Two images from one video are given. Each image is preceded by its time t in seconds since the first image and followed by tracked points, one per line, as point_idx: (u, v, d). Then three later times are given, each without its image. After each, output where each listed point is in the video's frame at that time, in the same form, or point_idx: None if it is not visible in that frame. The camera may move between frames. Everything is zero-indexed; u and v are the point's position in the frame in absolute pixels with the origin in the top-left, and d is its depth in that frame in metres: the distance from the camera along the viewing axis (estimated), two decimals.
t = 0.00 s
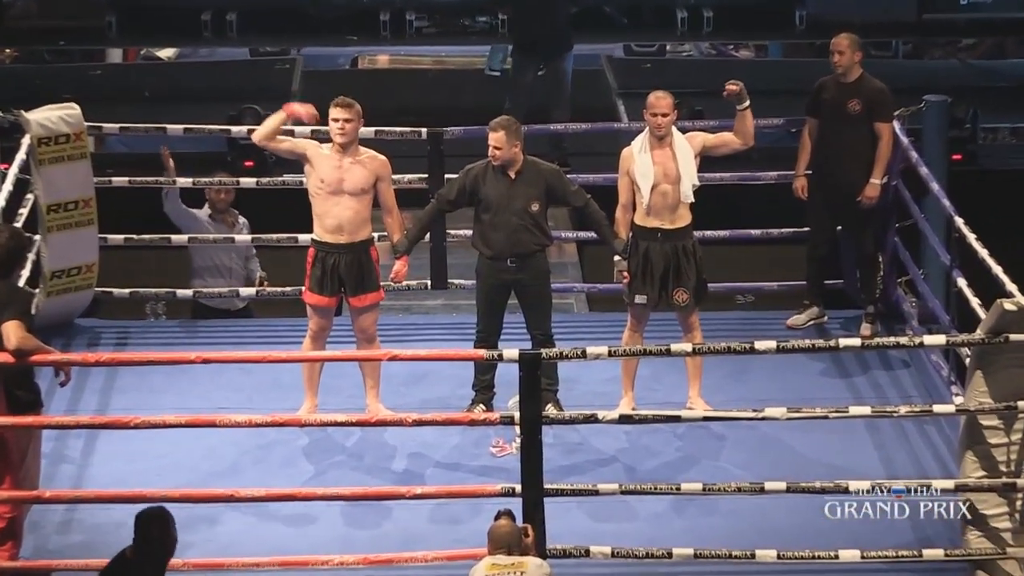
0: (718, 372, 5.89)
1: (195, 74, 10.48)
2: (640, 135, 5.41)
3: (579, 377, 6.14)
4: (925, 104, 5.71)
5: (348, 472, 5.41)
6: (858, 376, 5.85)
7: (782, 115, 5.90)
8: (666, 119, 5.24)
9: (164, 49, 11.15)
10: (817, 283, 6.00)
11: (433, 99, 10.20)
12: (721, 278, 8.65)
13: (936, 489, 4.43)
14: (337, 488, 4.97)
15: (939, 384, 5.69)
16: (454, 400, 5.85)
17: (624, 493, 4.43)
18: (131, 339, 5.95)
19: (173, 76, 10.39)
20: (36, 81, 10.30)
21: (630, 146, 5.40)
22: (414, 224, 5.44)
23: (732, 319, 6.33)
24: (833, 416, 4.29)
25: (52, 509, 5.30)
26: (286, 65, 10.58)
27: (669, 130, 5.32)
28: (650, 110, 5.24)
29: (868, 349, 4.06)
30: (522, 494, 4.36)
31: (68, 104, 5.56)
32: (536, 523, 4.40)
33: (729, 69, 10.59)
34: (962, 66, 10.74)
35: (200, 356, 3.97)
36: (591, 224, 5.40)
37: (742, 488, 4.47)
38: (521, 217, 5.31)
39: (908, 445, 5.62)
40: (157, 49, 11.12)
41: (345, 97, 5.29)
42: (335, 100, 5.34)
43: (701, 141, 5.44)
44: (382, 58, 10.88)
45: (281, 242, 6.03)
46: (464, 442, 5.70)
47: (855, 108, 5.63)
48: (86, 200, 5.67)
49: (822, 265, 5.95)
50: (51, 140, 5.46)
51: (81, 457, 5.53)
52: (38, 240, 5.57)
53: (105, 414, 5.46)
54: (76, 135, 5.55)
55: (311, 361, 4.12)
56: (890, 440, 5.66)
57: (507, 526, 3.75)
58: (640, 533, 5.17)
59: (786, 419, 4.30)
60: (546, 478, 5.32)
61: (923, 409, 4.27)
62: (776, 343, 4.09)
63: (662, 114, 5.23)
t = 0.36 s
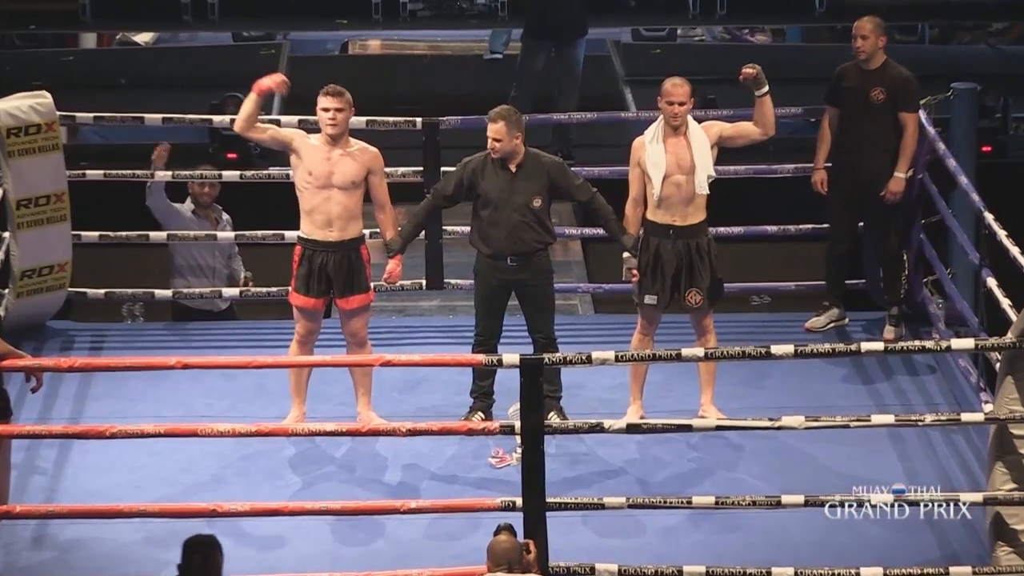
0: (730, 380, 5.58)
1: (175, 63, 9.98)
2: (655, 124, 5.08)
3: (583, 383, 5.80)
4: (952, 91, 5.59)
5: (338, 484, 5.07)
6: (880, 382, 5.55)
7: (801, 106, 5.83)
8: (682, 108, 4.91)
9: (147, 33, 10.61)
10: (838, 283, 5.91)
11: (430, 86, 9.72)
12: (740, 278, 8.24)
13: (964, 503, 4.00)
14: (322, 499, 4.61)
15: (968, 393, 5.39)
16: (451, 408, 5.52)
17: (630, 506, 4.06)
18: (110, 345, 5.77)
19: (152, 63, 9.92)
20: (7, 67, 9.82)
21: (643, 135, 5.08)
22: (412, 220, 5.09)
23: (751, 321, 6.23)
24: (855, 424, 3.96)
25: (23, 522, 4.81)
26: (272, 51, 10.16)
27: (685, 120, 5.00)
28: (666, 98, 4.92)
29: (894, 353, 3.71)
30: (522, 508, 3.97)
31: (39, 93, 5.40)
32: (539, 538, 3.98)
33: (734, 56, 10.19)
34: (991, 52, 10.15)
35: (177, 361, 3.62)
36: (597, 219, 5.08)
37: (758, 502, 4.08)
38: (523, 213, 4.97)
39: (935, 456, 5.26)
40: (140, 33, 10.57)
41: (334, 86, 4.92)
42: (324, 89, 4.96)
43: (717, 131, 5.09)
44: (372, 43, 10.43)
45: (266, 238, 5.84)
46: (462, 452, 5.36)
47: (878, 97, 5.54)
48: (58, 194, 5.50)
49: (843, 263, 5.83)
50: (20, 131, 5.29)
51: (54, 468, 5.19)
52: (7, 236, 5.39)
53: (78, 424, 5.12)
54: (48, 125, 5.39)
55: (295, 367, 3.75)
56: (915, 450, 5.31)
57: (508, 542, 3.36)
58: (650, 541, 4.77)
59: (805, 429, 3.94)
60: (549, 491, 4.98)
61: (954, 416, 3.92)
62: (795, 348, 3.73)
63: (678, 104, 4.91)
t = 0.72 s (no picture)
0: (731, 381, 5.58)
1: (174, 62, 9.97)
2: (663, 122, 5.08)
3: (583, 383, 5.81)
4: (952, 91, 5.60)
5: (338, 485, 5.07)
6: (881, 382, 5.55)
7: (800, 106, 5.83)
8: (689, 108, 4.91)
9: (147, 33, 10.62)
10: (837, 284, 5.91)
11: (431, 86, 9.72)
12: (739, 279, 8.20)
13: (964, 502, 4.00)
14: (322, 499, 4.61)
15: (969, 393, 5.39)
16: (452, 409, 5.52)
17: (630, 506, 4.06)
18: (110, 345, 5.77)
19: (152, 63, 9.91)
20: (6, 67, 9.81)
21: (651, 134, 5.08)
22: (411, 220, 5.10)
23: (753, 321, 6.23)
24: (855, 423, 3.97)
25: (22, 522, 4.81)
26: (272, 51, 10.18)
27: (692, 120, 5.00)
28: (673, 97, 4.92)
29: (893, 353, 3.71)
30: (523, 508, 3.97)
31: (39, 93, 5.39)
32: (539, 538, 3.98)
33: (734, 57, 10.20)
34: (991, 52, 10.16)
35: (178, 360, 3.61)
36: (597, 219, 5.08)
37: (758, 502, 4.08)
38: (522, 213, 4.96)
39: (935, 456, 5.26)
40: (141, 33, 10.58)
41: (333, 90, 4.88)
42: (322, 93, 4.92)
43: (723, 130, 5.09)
44: (370, 42, 10.41)
45: (265, 239, 5.85)
46: (462, 452, 5.36)
47: (878, 97, 5.55)
48: (58, 194, 5.51)
49: (842, 263, 5.83)
50: (19, 131, 5.29)
51: (54, 467, 5.19)
52: (7, 237, 5.39)
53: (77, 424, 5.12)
54: (48, 126, 5.38)
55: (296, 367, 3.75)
56: (916, 450, 5.31)
57: (508, 542, 3.36)
58: (650, 541, 4.77)
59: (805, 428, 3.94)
60: (549, 490, 4.98)
61: (953, 416, 3.91)
62: (795, 347, 3.73)
63: (685, 103, 4.91)
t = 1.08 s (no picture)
0: (730, 381, 5.58)
1: (172, 61, 9.95)
2: (675, 123, 5.07)
3: (583, 383, 5.81)
4: (952, 91, 5.59)
5: (338, 484, 5.07)
6: (882, 382, 5.55)
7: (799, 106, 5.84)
8: (703, 111, 4.90)
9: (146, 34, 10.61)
10: (837, 284, 5.92)
11: (430, 86, 9.72)
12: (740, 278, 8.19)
13: (964, 502, 4.00)
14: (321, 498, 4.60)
15: (969, 392, 5.39)
16: (452, 409, 5.52)
17: (629, 506, 4.06)
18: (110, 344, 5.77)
19: (150, 62, 9.90)
20: (5, 66, 9.80)
21: (664, 134, 5.07)
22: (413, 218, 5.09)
23: (755, 321, 6.23)
24: (855, 422, 3.97)
25: (22, 522, 4.81)
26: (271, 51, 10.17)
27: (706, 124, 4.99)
28: (688, 100, 4.91)
29: (893, 352, 3.71)
30: (523, 508, 3.97)
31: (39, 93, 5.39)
32: (538, 538, 3.97)
33: (733, 57, 10.19)
34: (991, 52, 10.15)
35: (178, 360, 3.61)
36: (599, 218, 5.08)
37: (758, 503, 4.08)
38: (523, 213, 4.97)
39: (936, 457, 5.25)
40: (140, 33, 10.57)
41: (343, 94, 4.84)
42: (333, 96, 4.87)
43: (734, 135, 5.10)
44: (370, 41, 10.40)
45: (266, 238, 5.83)
46: (462, 452, 5.36)
47: (878, 97, 5.55)
48: (58, 194, 5.51)
49: (843, 263, 5.83)
50: (20, 131, 5.28)
51: (54, 467, 5.19)
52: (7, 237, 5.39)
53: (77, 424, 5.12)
54: (48, 126, 5.38)
55: (297, 367, 3.74)
56: (917, 450, 5.31)
57: (508, 542, 3.36)
58: (649, 541, 4.77)
59: (805, 427, 3.94)
60: (549, 490, 4.98)
61: (953, 416, 3.91)
62: (794, 347, 3.73)
63: (700, 107, 4.89)
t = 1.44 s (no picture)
0: (730, 381, 5.58)
1: (172, 61, 9.97)
2: (668, 123, 5.07)
3: (583, 383, 5.81)
4: (953, 91, 5.59)
5: (338, 484, 5.07)
6: (883, 383, 5.55)
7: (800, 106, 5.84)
8: (700, 109, 4.91)
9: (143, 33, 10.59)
10: (837, 284, 5.92)
11: (431, 86, 9.72)
12: (739, 277, 8.18)
13: (964, 502, 4.00)
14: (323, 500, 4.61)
15: (969, 392, 5.39)
16: (452, 408, 5.52)
17: (628, 505, 4.06)
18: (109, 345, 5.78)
19: (150, 62, 9.91)
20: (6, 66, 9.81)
21: (657, 135, 5.07)
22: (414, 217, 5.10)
23: (756, 321, 6.23)
24: (855, 423, 3.97)
25: (22, 522, 4.81)
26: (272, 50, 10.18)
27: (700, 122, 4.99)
28: (684, 98, 4.91)
29: (894, 353, 3.71)
30: (523, 508, 3.97)
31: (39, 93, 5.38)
32: (538, 539, 3.97)
33: (733, 57, 10.21)
34: (992, 53, 10.15)
35: (178, 359, 3.61)
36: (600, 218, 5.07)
37: (757, 502, 4.08)
38: (525, 212, 4.97)
39: (936, 457, 5.25)
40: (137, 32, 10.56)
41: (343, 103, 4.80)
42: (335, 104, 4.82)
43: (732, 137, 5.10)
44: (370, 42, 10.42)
45: (266, 239, 5.77)
46: (462, 452, 5.36)
47: (878, 97, 5.55)
48: (58, 194, 5.51)
49: (843, 263, 5.83)
50: (20, 131, 5.28)
51: (54, 468, 5.19)
52: (7, 237, 5.39)
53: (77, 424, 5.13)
54: (48, 126, 5.38)
55: (296, 367, 3.74)
56: (917, 451, 5.31)
57: (508, 542, 3.36)
58: (648, 541, 4.77)
59: (805, 427, 3.94)
60: (549, 490, 4.98)
61: (953, 416, 3.90)
62: (794, 347, 3.73)
63: (696, 104, 4.91)
